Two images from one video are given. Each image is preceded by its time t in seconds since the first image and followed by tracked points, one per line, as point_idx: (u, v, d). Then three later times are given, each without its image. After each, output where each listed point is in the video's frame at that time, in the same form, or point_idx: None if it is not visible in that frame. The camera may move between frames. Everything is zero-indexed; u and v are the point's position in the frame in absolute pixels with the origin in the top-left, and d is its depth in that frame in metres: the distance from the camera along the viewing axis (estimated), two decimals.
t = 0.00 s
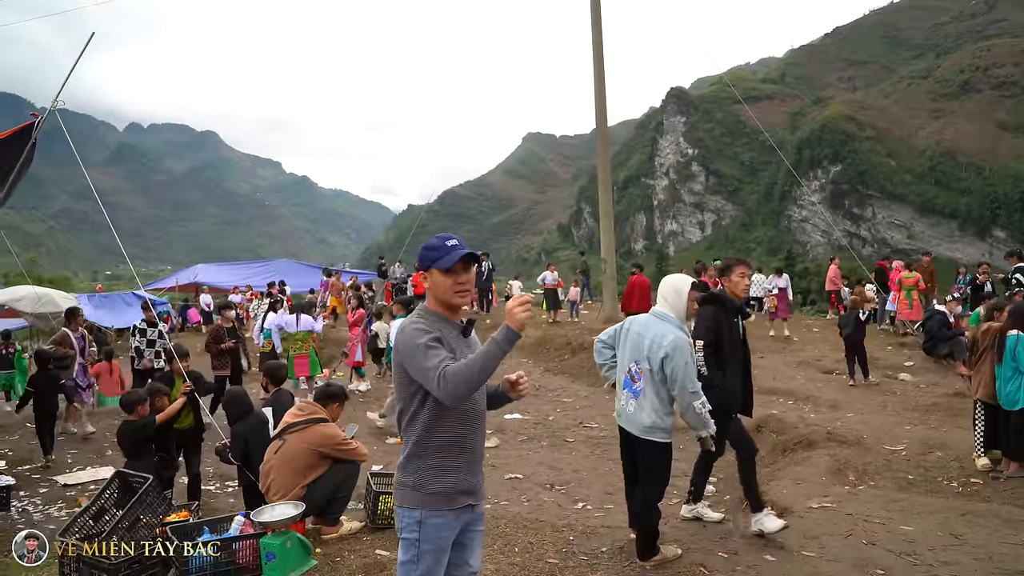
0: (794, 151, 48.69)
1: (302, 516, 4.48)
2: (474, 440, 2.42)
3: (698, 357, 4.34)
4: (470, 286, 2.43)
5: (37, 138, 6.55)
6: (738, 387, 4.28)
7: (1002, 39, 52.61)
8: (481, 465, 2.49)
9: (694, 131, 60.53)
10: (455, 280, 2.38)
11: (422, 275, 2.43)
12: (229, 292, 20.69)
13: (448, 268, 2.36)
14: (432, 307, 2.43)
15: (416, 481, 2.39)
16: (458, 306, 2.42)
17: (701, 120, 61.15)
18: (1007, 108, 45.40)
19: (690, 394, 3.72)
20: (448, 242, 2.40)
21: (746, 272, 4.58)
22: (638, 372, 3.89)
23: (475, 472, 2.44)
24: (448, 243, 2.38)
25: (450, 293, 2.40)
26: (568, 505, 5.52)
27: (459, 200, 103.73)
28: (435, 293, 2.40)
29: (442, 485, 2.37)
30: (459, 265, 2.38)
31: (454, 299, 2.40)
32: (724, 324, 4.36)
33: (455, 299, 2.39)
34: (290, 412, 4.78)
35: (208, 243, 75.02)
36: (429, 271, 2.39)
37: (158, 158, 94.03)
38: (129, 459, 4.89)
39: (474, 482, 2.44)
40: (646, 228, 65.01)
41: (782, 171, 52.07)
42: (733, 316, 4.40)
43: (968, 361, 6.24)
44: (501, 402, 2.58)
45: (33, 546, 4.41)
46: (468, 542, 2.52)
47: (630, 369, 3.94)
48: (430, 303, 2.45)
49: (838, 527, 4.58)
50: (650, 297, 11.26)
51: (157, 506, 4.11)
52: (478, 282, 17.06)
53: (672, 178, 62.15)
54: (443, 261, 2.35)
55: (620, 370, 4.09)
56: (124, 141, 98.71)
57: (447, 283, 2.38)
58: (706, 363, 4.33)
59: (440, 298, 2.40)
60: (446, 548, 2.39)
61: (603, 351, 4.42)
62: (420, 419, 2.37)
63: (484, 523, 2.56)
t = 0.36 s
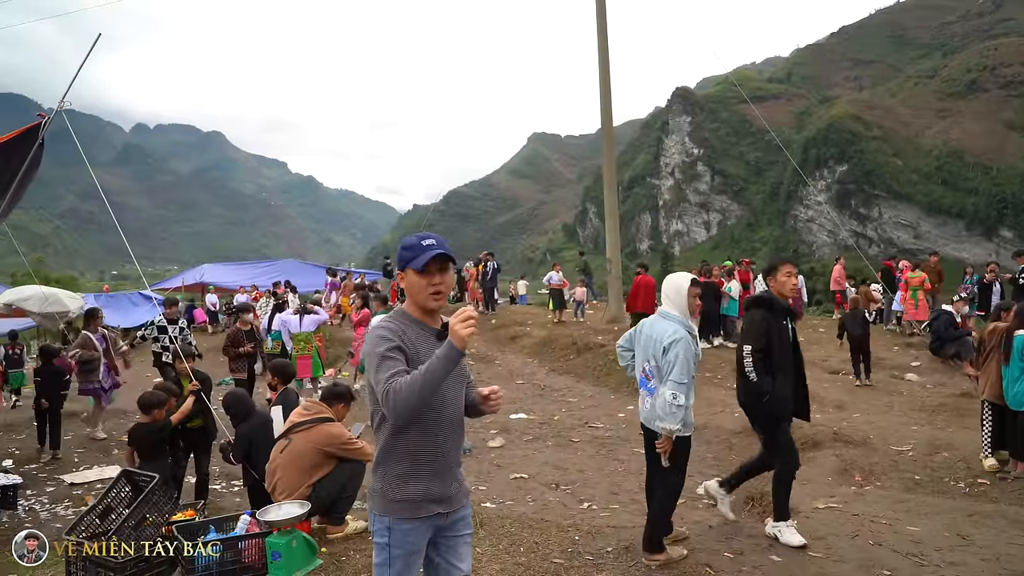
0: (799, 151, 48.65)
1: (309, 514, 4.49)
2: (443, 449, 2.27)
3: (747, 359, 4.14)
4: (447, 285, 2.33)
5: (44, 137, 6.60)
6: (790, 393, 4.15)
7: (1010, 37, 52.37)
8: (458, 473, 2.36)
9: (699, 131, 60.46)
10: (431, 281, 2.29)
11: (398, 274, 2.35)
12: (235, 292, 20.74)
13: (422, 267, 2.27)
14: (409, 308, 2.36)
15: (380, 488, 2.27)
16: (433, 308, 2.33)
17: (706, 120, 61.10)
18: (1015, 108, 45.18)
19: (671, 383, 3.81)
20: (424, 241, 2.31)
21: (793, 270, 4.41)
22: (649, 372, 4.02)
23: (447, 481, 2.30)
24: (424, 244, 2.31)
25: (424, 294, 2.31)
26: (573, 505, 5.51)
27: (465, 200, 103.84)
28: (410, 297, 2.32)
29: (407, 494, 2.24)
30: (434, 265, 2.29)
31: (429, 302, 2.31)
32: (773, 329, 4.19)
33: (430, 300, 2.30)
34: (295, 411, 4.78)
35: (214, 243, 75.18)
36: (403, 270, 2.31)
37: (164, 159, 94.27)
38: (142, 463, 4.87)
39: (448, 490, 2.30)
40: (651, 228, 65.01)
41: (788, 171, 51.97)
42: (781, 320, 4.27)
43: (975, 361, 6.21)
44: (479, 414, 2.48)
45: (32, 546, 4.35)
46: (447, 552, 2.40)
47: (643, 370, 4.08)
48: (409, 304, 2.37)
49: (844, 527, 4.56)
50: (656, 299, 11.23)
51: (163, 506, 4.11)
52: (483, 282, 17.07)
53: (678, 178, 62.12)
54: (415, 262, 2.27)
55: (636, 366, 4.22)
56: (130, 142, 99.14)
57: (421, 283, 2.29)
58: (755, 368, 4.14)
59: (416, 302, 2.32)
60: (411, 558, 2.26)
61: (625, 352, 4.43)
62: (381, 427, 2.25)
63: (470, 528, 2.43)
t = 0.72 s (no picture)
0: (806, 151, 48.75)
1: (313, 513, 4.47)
2: (419, 456, 2.26)
3: (784, 357, 3.96)
4: (422, 288, 2.32)
5: (51, 137, 6.63)
6: (830, 398, 3.99)
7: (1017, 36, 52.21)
8: (439, 473, 2.34)
9: (705, 131, 60.48)
10: (404, 282, 2.27)
11: (374, 277, 2.33)
12: (241, 292, 20.80)
13: (395, 269, 2.25)
14: (385, 313, 2.35)
15: (359, 495, 2.28)
16: (409, 310, 2.31)
17: (712, 120, 61.10)
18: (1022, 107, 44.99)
19: (684, 376, 3.92)
20: (397, 244, 2.29)
21: (838, 273, 4.27)
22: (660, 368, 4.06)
23: (426, 486, 2.29)
24: (397, 245, 2.28)
25: (397, 296, 2.28)
26: (578, 505, 5.50)
27: (470, 199, 103.93)
28: (386, 298, 2.30)
29: (382, 499, 2.24)
30: (407, 268, 2.26)
31: (402, 306, 2.29)
32: (811, 330, 4.01)
33: (404, 303, 2.28)
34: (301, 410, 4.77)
35: (220, 243, 75.39)
36: (378, 274, 2.29)
37: (171, 159, 94.54)
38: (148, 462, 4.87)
39: (428, 494, 2.29)
40: (657, 228, 65.03)
41: (794, 170, 51.90)
42: (822, 318, 4.07)
43: (983, 361, 6.17)
44: (457, 415, 2.42)
45: (33, 546, 4.33)
46: (435, 556, 2.39)
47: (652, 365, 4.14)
48: (385, 306, 2.35)
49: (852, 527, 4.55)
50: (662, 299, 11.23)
51: (169, 505, 4.10)
52: (489, 282, 17.11)
53: (683, 178, 62.16)
54: (389, 264, 2.25)
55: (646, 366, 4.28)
56: (137, 142, 99.54)
57: (395, 285, 2.27)
58: (793, 369, 3.96)
59: (390, 304, 2.29)
60: (394, 563, 2.27)
61: (634, 355, 4.43)
62: (356, 431, 2.26)
63: (460, 529, 2.42)
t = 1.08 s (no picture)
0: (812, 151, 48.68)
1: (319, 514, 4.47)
2: (414, 459, 2.26)
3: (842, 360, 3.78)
4: (413, 286, 2.32)
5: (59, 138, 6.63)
6: (894, 406, 3.71)
7: None
8: (434, 473, 2.34)
9: (711, 130, 60.44)
10: (395, 281, 2.28)
11: (366, 276, 2.35)
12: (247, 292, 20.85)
13: (385, 270, 2.28)
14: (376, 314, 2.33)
15: (355, 500, 2.28)
16: (400, 309, 2.29)
17: (718, 119, 61.05)
18: None
19: (719, 372, 3.93)
20: (389, 245, 2.34)
21: (906, 272, 3.83)
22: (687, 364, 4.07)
23: (421, 489, 2.28)
24: (388, 245, 2.34)
25: (388, 294, 2.28)
26: (584, 506, 5.50)
27: (475, 200, 104.09)
28: (377, 299, 2.30)
29: (376, 502, 2.23)
30: (396, 267, 2.30)
31: (394, 305, 2.27)
32: (873, 334, 3.78)
33: (394, 302, 2.27)
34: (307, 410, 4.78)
35: (226, 243, 75.58)
36: (370, 273, 2.32)
37: (177, 160, 94.84)
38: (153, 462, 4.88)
39: (424, 497, 2.29)
40: (662, 228, 65.05)
41: (800, 170, 51.82)
42: (885, 322, 3.80)
43: (990, 362, 6.15)
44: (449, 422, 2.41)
45: (33, 545, 4.38)
46: (432, 560, 2.39)
47: (676, 363, 4.12)
48: (376, 308, 2.34)
49: (858, 529, 4.54)
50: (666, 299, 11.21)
51: (176, 504, 4.13)
52: (494, 283, 17.12)
53: (689, 178, 62.15)
54: (380, 264, 2.28)
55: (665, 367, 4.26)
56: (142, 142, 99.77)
57: (386, 284, 2.28)
58: (852, 374, 3.78)
59: (382, 305, 2.28)
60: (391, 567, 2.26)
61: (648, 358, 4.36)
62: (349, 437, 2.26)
63: (455, 532, 2.42)
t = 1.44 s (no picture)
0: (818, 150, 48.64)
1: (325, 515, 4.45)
2: (418, 459, 2.27)
3: (896, 361, 3.67)
4: (414, 288, 2.32)
5: (66, 138, 6.66)
6: (951, 408, 3.66)
7: None
8: (435, 476, 2.34)
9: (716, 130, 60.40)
10: (395, 282, 2.29)
11: (369, 277, 2.36)
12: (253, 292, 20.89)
13: (385, 270, 2.29)
14: (379, 316, 2.33)
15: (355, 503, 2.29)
16: (402, 313, 2.29)
17: (723, 119, 61.00)
18: None
19: (776, 386, 3.92)
20: (388, 246, 2.34)
21: (966, 271, 3.77)
22: (743, 370, 4.09)
23: (424, 490, 2.29)
24: (387, 247, 2.34)
25: (389, 296, 2.29)
26: (591, 506, 5.50)
27: (480, 200, 104.18)
28: (379, 300, 2.30)
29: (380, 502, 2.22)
30: (397, 267, 2.30)
31: (395, 307, 2.28)
32: (930, 334, 3.67)
33: (395, 306, 2.27)
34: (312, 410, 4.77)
35: (232, 243, 75.73)
36: (372, 275, 2.33)
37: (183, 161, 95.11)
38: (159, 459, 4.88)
39: (426, 498, 2.29)
40: (668, 228, 65.10)
41: (806, 170, 51.71)
42: (940, 321, 3.71)
43: (999, 362, 6.13)
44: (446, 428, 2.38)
45: (32, 546, 4.44)
46: (434, 561, 2.39)
47: (732, 369, 4.14)
48: (379, 310, 2.34)
49: (865, 530, 4.53)
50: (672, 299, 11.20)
51: (183, 503, 4.05)
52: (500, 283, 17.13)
53: (695, 178, 62.14)
54: (381, 264, 2.29)
55: (719, 372, 4.29)
56: (149, 143, 100.05)
57: (386, 286, 2.29)
58: (907, 375, 3.66)
59: (384, 306, 2.28)
60: (393, 568, 2.24)
61: (700, 360, 4.38)
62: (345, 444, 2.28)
63: (456, 536, 2.42)
